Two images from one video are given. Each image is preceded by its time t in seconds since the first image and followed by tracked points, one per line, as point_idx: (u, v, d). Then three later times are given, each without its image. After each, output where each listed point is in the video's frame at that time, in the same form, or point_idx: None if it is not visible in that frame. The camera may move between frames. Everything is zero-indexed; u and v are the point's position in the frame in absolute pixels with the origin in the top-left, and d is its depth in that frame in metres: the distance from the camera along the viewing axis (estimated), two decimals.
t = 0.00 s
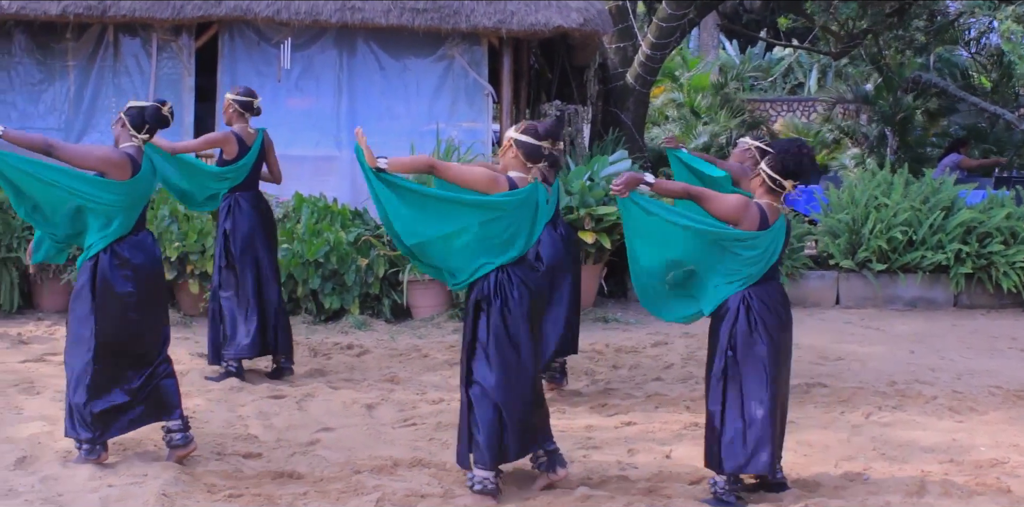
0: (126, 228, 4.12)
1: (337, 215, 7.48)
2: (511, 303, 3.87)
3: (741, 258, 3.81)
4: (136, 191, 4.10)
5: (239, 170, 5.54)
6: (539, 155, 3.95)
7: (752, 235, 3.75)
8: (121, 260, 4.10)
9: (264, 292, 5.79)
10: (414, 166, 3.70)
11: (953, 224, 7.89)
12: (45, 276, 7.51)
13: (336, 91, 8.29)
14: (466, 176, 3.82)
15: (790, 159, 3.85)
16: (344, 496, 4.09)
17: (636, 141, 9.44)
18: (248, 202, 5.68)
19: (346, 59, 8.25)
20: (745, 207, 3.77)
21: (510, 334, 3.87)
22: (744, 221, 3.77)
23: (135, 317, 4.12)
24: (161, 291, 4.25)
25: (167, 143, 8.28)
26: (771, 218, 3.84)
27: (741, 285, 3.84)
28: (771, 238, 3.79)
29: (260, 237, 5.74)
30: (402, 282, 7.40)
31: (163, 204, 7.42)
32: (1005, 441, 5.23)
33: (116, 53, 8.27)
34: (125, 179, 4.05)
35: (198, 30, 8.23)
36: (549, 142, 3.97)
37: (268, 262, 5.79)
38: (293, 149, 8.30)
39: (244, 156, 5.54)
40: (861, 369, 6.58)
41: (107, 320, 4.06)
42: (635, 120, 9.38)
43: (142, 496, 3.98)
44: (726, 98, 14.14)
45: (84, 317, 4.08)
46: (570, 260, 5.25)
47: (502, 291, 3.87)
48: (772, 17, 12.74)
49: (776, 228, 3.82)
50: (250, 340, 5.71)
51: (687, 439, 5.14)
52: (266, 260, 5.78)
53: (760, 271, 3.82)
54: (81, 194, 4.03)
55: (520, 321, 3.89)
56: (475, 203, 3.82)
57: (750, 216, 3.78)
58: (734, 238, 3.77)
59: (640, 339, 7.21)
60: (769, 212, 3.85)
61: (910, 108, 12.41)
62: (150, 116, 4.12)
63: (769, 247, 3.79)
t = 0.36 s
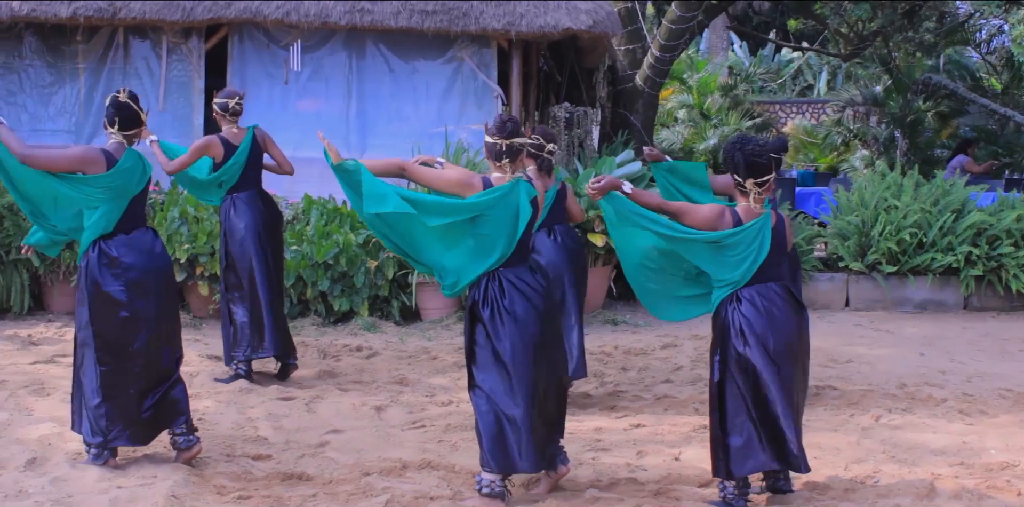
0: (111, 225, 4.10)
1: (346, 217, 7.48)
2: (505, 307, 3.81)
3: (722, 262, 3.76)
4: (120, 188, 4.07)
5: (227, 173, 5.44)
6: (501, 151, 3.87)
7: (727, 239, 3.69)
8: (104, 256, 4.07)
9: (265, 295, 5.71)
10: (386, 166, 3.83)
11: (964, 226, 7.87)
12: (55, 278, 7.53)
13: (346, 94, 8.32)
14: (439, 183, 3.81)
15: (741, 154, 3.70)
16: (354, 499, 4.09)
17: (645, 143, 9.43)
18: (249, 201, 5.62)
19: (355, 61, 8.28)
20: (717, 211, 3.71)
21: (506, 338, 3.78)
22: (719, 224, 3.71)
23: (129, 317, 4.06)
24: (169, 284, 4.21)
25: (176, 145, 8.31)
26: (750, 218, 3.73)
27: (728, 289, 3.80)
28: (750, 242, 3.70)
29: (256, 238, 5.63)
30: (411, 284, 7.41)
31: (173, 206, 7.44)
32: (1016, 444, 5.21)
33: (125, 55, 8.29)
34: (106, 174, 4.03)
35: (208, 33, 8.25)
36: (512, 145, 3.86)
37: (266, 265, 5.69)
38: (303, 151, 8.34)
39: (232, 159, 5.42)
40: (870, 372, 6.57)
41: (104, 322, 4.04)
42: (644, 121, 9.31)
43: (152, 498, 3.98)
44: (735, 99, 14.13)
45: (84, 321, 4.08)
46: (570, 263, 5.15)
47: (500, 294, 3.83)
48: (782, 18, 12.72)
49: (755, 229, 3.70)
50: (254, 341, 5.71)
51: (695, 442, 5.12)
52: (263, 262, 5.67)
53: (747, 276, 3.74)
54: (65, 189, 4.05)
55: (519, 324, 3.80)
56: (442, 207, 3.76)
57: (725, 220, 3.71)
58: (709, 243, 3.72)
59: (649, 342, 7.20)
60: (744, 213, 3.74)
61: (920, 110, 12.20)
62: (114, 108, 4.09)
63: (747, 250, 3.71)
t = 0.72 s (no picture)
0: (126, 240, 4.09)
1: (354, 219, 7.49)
2: (505, 318, 3.72)
3: (727, 274, 3.76)
4: (128, 202, 4.08)
5: (239, 186, 5.51)
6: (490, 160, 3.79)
7: (727, 251, 3.70)
8: (122, 273, 4.05)
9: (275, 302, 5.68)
10: (382, 182, 3.79)
11: (973, 228, 7.85)
12: (63, 279, 7.54)
13: (354, 96, 8.33)
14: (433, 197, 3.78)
15: (724, 168, 3.66)
16: (361, 501, 4.09)
17: (653, 145, 9.42)
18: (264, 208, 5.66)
19: (362, 64, 8.29)
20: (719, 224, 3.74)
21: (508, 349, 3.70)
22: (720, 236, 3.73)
23: (143, 328, 4.03)
24: (199, 300, 4.15)
25: (185, 147, 8.33)
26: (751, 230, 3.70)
27: (738, 302, 3.76)
28: (751, 252, 3.67)
29: (266, 243, 5.62)
30: (419, 286, 7.41)
31: (181, 208, 7.45)
32: None
33: (134, 58, 8.30)
34: (111, 190, 4.04)
35: (216, 35, 8.27)
36: (499, 158, 3.77)
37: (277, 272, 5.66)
38: (311, 152, 8.35)
39: (240, 173, 5.48)
40: (879, 374, 6.55)
41: (116, 332, 4.01)
42: (652, 124, 9.36)
43: (160, 500, 3.98)
44: (743, 101, 14.14)
45: (101, 333, 4.06)
46: (590, 272, 5.28)
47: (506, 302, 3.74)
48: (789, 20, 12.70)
49: (756, 241, 3.66)
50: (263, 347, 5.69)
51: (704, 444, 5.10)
52: (276, 269, 5.66)
53: (754, 288, 3.70)
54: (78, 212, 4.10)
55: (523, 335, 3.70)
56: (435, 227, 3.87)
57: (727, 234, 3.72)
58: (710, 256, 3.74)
59: (657, 344, 7.19)
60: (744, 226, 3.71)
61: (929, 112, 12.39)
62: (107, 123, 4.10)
63: (750, 261, 3.68)
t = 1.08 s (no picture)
0: (142, 252, 4.07)
1: (355, 221, 7.49)
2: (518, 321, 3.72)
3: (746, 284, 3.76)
4: (141, 215, 4.03)
5: (252, 193, 5.53)
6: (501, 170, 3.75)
7: (745, 261, 3.68)
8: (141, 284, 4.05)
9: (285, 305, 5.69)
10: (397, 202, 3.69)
11: (974, 229, 7.85)
12: (64, 281, 7.54)
13: (355, 97, 8.33)
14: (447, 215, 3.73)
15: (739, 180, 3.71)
16: (362, 502, 4.09)
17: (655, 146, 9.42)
18: (281, 216, 5.67)
19: (364, 65, 8.30)
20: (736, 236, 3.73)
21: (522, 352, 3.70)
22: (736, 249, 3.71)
23: (160, 332, 4.07)
24: (213, 306, 4.15)
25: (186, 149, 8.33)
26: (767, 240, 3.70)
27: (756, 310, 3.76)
28: (769, 261, 3.66)
29: (283, 250, 5.64)
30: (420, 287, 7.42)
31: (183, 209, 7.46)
32: None
33: (136, 59, 8.31)
34: (123, 206, 3.97)
35: (218, 37, 8.27)
36: (507, 164, 3.72)
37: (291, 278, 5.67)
38: (312, 154, 8.35)
39: (254, 181, 5.51)
40: (881, 376, 6.55)
41: (130, 333, 4.03)
42: (654, 125, 9.34)
43: (161, 502, 3.98)
44: (744, 102, 14.16)
45: (114, 334, 4.07)
46: (611, 280, 5.28)
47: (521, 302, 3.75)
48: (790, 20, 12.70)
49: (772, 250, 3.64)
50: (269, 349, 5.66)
51: (705, 446, 5.09)
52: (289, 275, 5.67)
53: (775, 296, 3.68)
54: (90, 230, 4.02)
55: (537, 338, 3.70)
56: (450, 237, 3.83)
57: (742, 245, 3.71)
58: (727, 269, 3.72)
59: (659, 345, 7.19)
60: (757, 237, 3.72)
61: (930, 114, 12.22)
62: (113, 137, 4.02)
63: (767, 270, 3.67)
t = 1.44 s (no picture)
0: (145, 254, 4.05)
1: (355, 222, 7.49)
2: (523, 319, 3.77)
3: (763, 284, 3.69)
4: (146, 218, 4.00)
5: (265, 192, 5.52)
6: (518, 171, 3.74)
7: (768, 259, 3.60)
8: (144, 284, 4.04)
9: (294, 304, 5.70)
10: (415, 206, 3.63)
11: (974, 231, 7.86)
12: (64, 282, 7.54)
13: (355, 98, 8.33)
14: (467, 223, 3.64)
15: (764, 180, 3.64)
16: (362, 504, 4.09)
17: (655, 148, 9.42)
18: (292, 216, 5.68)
19: (364, 66, 8.30)
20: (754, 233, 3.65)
21: (525, 349, 3.75)
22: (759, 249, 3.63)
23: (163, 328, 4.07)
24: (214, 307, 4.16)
25: (186, 150, 8.33)
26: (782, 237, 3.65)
27: (769, 310, 3.70)
28: (790, 258, 3.60)
29: (290, 250, 5.66)
30: (421, 288, 7.43)
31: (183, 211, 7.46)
32: None
33: (136, 60, 8.31)
34: (131, 208, 3.95)
35: (218, 38, 8.27)
36: (529, 161, 3.72)
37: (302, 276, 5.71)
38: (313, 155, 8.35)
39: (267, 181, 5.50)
40: (880, 377, 6.55)
41: (133, 330, 4.04)
42: (654, 126, 9.36)
43: (161, 503, 3.98)
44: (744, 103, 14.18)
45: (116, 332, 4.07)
46: (623, 279, 5.28)
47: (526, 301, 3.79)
48: (790, 22, 12.70)
49: (792, 249, 3.59)
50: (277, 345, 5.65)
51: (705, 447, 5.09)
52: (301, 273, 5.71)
53: (791, 294, 3.64)
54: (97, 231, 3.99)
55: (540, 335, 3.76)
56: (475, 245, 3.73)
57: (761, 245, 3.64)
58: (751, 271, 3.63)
59: (659, 346, 7.19)
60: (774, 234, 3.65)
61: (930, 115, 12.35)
62: (120, 139, 4.00)
63: (787, 267, 3.62)
